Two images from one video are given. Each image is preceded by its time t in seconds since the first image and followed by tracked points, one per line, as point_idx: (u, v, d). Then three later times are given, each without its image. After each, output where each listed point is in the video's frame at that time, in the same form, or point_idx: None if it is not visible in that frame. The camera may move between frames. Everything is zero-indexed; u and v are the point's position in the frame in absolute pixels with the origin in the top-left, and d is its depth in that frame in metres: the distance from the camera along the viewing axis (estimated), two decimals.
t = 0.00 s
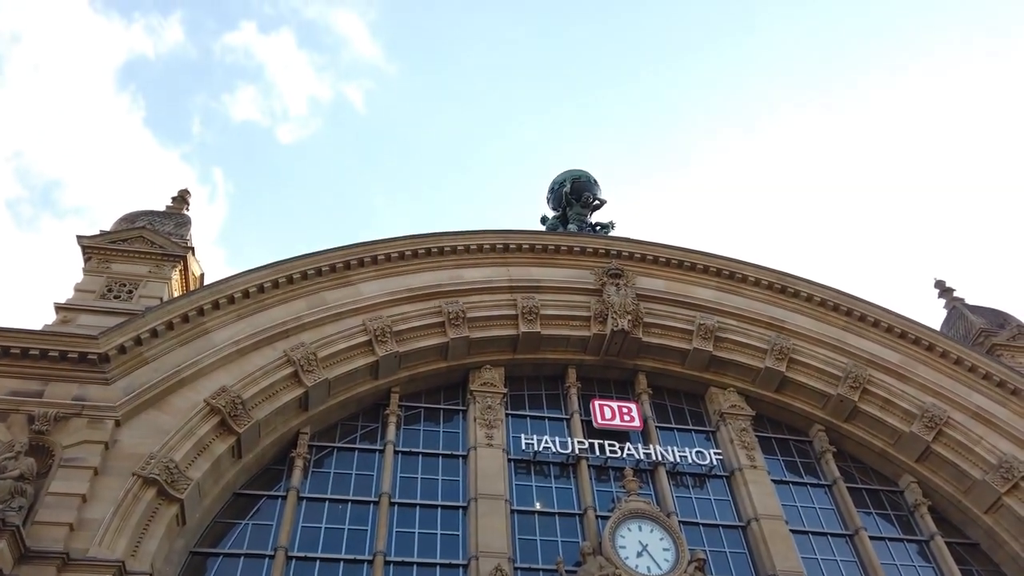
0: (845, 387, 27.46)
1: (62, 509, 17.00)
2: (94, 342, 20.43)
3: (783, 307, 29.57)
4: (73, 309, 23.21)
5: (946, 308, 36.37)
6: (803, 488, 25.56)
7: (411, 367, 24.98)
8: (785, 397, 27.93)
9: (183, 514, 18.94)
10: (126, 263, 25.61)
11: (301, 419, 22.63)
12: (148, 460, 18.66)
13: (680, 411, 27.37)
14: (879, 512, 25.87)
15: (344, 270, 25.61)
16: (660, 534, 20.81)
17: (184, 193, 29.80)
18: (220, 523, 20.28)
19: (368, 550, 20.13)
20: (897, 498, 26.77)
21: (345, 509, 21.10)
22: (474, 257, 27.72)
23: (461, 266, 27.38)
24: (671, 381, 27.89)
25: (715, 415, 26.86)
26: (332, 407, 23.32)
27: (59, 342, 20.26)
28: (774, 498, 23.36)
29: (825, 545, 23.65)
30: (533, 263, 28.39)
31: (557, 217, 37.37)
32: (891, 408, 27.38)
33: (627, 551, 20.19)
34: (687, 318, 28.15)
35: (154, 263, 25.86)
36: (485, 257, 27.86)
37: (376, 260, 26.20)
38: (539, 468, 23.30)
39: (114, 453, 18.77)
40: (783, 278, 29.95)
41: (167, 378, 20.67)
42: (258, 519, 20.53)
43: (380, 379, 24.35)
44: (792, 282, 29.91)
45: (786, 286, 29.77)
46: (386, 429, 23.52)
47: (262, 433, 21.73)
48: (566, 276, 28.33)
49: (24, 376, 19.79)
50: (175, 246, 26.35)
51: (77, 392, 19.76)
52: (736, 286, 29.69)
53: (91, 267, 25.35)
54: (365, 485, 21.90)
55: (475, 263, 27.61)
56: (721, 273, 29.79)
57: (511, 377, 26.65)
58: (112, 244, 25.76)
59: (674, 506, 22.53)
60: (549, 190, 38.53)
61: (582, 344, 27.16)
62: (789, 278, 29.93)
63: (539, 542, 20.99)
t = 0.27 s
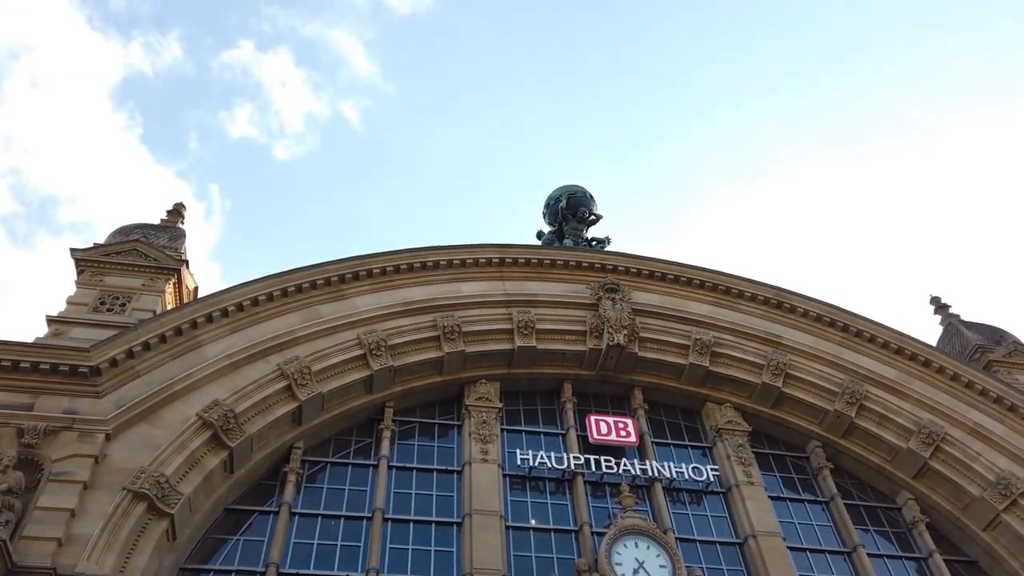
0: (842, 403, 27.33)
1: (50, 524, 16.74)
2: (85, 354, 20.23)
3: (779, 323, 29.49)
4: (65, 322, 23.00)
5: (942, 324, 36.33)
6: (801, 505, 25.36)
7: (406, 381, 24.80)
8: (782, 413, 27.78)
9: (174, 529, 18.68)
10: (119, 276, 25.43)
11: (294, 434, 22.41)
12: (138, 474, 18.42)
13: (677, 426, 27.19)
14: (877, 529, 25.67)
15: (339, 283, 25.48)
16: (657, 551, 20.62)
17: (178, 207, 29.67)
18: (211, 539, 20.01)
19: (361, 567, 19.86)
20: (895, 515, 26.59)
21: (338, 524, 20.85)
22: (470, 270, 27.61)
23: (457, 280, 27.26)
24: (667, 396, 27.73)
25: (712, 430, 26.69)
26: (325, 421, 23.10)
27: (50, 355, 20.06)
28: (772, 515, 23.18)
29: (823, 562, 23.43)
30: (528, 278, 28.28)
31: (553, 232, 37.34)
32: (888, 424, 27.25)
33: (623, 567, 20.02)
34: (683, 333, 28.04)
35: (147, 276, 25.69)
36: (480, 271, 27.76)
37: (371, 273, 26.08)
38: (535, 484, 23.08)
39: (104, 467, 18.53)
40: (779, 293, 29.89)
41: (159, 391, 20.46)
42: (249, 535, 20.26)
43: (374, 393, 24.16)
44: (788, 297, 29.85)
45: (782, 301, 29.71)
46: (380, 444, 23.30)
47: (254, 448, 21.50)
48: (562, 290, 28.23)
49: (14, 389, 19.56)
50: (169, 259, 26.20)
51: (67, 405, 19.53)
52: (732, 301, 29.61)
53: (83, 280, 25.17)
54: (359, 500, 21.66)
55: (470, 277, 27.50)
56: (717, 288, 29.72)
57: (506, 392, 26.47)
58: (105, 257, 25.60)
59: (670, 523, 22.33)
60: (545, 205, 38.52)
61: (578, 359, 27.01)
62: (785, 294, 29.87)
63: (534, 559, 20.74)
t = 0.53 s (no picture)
0: (839, 421, 27.16)
1: (38, 541, 16.47)
2: (76, 370, 20.02)
3: (776, 340, 29.37)
4: (57, 337, 22.80)
5: (938, 342, 36.26)
6: (798, 524, 25.15)
7: (401, 397, 24.59)
8: (779, 431, 27.60)
9: (163, 548, 18.41)
10: (112, 291, 25.25)
11: (287, 451, 22.17)
12: (128, 491, 18.18)
13: (673, 443, 27.00)
14: (875, 548, 25.44)
15: (334, 298, 25.33)
16: (653, 570, 20.41)
17: (173, 222, 29.53)
18: (202, 558, 19.72)
19: None
20: (893, 534, 26.37)
21: (330, 543, 20.57)
22: (465, 286, 27.49)
23: (452, 296, 27.13)
24: (664, 414, 27.54)
25: (708, 448, 26.51)
26: (319, 438, 22.87)
27: (41, 370, 19.85)
28: (769, 534, 22.97)
29: None
30: (524, 294, 28.16)
31: (549, 249, 37.26)
32: (886, 442, 27.09)
33: None
34: (679, 350, 27.90)
35: (140, 291, 25.52)
36: (476, 286, 27.63)
37: (366, 289, 25.94)
38: (530, 502, 22.84)
39: (93, 483, 18.29)
40: (775, 310, 29.81)
41: (151, 407, 20.25)
42: (241, 554, 19.97)
43: (368, 409, 23.94)
44: (784, 314, 29.76)
45: (778, 318, 29.62)
46: (374, 462, 23.06)
47: (246, 465, 21.26)
48: (558, 307, 28.11)
49: (4, 405, 19.33)
50: (163, 274, 26.04)
51: (57, 421, 19.30)
52: (728, 318, 29.51)
53: (76, 295, 24.98)
54: (352, 518, 21.40)
55: (466, 293, 27.38)
56: (713, 305, 29.62)
57: (502, 409, 26.28)
58: (98, 272, 25.44)
59: (667, 541, 22.11)
60: (541, 222, 38.49)
61: (574, 376, 26.84)
62: (781, 311, 29.78)
63: None
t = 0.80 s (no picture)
0: (837, 443, 26.98)
1: (25, 563, 16.19)
2: (68, 389, 19.80)
3: (773, 361, 29.24)
4: (49, 356, 22.59)
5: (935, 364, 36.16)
6: (797, 547, 24.89)
7: (396, 418, 24.38)
8: (776, 453, 27.39)
9: (153, 570, 18.11)
10: (106, 310, 25.06)
11: (280, 472, 21.91)
12: (118, 511, 17.92)
13: (670, 465, 26.78)
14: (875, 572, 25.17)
15: (329, 318, 25.18)
16: None
17: (168, 241, 29.40)
18: None
19: None
20: (892, 558, 26.10)
21: (323, 565, 20.27)
22: (461, 306, 27.36)
23: (448, 315, 26.98)
24: (661, 435, 27.33)
25: (706, 470, 26.29)
26: (313, 459, 22.63)
27: (32, 389, 19.64)
28: (767, 557, 22.73)
29: None
30: (520, 313, 28.03)
31: (546, 269, 37.18)
32: (884, 464, 26.90)
33: None
34: (676, 371, 27.75)
35: (134, 310, 25.34)
36: (472, 306, 27.50)
37: (361, 308, 25.79)
38: (526, 524, 22.59)
39: (83, 504, 18.02)
40: (772, 331, 29.71)
41: (143, 427, 20.02)
42: None
43: (363, 430, 23.71)
44: (781, 335, 29.66)
45: (775, 339, 29.52)
46: (369, 483, 22.81)
47: (239, 485, 20.99)
48: (554, 327, 27.97)
49: None
50: (157, 293, 25.88)
51: (47, 441, 19.04)
52: (725, 339, 29.40)
53: (69, 314, 24.78)
54: (345, 541, 21.10)
55: (462, 312, 27.24)
56: (710, 325, 29.50)
57: (498, 430, 26.06)
58: (92, 290, 25.28)
59: (665, 565, 21.85)
60: (538, 243, 38.47)
61: (570, 397, 26.67)
62: (778, 332, 29.68)
63: None
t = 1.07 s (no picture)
0: (836, 464, 26.78)
1: None
2: (61, 406, 19.61)
3: (771, 381, 29.08)
4: (42, 374, 22.38)
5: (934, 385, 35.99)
6: (797, 570, 24.61)
7: (392, 437, 24.16)
8: (776, 474, 27.15)
9: None
10: (101, 327, 24.89)
11: (274, 491, 21.66)
12: (109, 531, 17.68)
13: (669, 486, 26.53)
14: None
15: (325, 336, 25.03)
16: None
17: (165, 259, 29.28)
18: None
19: None
20: None
21: None
22: (458, 324, 27.21)
23: (445, 334, 26.83)
24: (659, 456, 27.10)
25: (704, 491, 26.05)
26: (307, 479, 22.38)
27: (25, 406, 19.44)
28: None
29: None
30: (518, 332, 27.89)
31: (544, 289, 37.08)
32: (884, 485, 26.67)
33: None
34: (674, 391, 27.56)
35: (129, 327, 25.17)
36: (469, 325, 27.36)
37: (358, 326, 25.64)
38: (523, 545, 22.32)
39: (73, 523, 17.78)
40: (770, 351, 29.57)
41: (135, 445, 19.81)
42: None
43: (359, 449, 23.48)
44: (779, 356, 29.52)
45: (773, 359, 29.37)
46: (364, 503, 22.55)
47: (232, 505, 20.74)
48: (551, 346, 27.82)
49: None
50: (153, 310, 25.72)
51: (39, 459, 18.82)
52: (723, 359, 29.25)
53: (64, 331, 24.60)
54: (340, 562, 20.81)
55: (459, 331, 27.09)
56: (708, 345, 29.36)
57: (494, 450, 25.83)
58: (88, 307, 25.12)
59: None
60: (536, 263, 38.40)
61: (568, 416, 26.46)
62: (777, 352, 29.54)
63: None
